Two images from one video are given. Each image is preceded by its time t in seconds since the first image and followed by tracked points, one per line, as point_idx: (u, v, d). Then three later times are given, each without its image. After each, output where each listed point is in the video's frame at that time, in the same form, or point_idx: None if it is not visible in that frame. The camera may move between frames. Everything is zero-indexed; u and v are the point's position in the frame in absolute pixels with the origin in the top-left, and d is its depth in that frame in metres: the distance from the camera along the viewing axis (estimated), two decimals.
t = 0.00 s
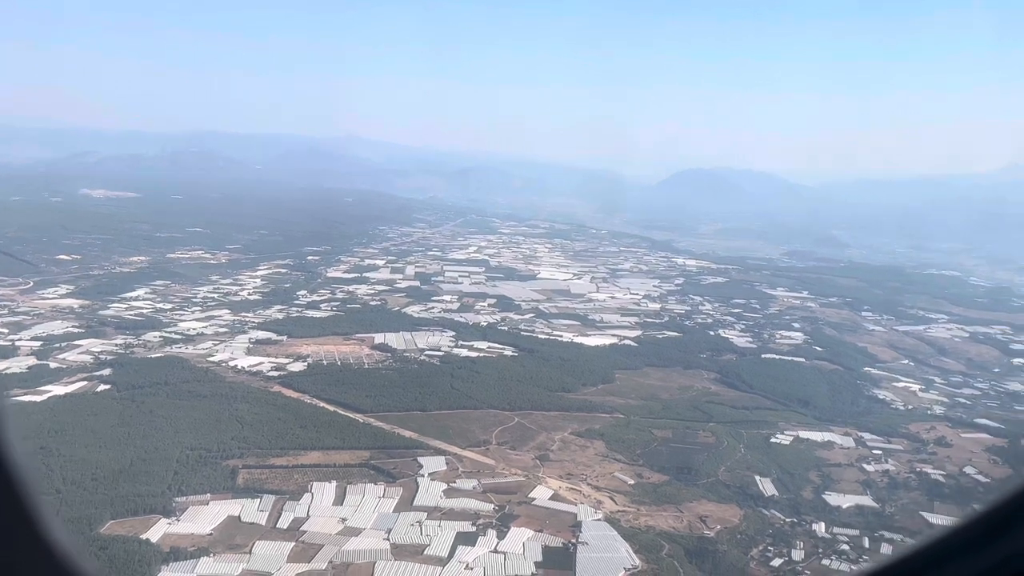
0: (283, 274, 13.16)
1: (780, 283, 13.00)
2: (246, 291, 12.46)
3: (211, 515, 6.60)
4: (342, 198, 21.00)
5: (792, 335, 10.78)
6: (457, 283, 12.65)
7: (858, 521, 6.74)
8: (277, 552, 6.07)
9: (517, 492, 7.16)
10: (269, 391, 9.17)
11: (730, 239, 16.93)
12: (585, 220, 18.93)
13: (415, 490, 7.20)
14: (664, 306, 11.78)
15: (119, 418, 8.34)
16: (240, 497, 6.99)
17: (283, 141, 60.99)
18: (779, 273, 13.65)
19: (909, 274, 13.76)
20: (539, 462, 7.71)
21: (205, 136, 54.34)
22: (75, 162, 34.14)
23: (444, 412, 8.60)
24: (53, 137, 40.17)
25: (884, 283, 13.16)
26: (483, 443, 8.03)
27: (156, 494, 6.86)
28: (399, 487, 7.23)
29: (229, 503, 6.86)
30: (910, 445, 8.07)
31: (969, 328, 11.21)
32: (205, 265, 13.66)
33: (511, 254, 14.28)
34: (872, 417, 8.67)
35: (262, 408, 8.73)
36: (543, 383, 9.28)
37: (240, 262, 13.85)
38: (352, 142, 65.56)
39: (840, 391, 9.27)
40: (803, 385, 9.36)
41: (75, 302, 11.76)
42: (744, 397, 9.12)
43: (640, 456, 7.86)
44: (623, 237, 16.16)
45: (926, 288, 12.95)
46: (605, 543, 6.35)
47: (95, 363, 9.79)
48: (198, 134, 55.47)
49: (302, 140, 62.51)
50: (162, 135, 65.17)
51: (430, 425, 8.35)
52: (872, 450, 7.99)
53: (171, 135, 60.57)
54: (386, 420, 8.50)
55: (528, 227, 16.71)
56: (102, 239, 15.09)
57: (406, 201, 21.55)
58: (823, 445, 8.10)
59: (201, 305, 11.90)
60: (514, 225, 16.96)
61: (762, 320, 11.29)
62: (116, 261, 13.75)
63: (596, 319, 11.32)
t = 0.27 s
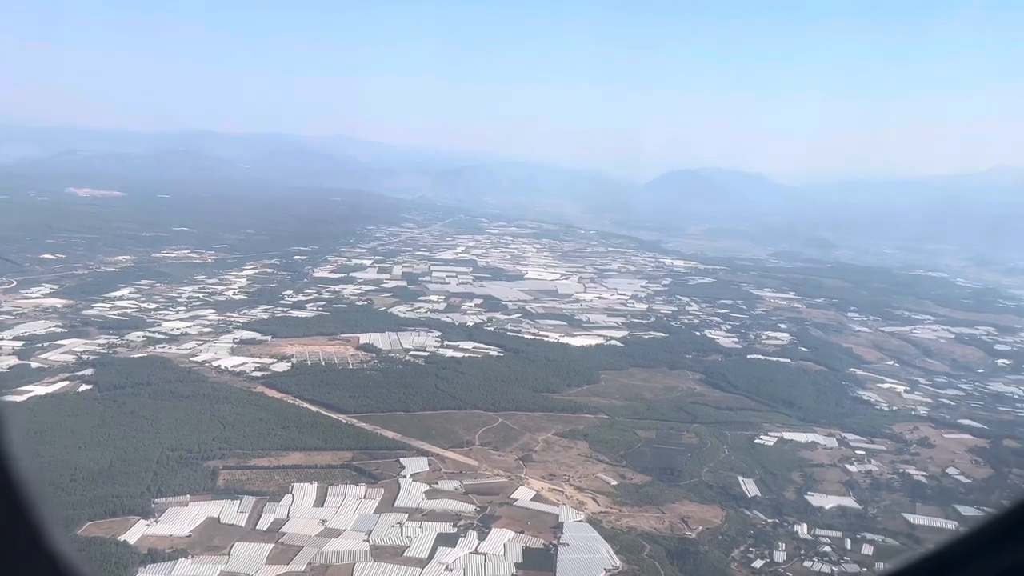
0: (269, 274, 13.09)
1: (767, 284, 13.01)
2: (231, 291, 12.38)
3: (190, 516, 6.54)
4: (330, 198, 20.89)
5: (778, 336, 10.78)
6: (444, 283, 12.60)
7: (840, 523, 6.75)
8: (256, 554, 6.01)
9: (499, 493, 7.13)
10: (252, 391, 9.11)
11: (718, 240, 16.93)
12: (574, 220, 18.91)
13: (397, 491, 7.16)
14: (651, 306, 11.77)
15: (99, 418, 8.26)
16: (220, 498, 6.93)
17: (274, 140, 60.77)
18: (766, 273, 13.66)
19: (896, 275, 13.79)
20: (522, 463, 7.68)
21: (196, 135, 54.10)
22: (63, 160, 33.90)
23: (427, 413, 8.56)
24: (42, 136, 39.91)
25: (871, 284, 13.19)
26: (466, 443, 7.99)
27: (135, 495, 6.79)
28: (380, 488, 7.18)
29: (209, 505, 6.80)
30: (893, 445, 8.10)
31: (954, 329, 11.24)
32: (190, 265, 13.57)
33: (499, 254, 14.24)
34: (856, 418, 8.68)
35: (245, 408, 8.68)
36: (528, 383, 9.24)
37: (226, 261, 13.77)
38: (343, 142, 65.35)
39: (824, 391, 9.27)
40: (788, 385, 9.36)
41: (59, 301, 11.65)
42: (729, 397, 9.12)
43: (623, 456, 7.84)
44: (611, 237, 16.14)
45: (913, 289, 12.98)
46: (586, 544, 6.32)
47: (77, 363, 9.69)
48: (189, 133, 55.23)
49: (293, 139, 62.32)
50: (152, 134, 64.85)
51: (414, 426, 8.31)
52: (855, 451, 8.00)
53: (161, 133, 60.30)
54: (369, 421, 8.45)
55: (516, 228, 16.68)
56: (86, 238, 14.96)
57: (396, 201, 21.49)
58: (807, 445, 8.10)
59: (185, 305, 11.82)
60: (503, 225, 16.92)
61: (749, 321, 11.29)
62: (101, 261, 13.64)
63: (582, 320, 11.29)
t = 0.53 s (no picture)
0: (256, 274, 13.02)
1: (755, 285, 13.03)
2: (217, 291, 12.32)
3: (169, 518, 6.48)
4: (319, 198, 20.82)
5: (764, 336, 10.79)
6: (431, 284, 12.56)
7: (822, 523, 6.76)
8: (235, 556, 5.96)
9: (481, 494, 7.10)
10: (235, 392, 9.06)
11: (707, 241, 16.95)
12: (563, 221, 18.89)
13: (379, 492, 7.12)
14: (638, 307, 11.77)
15: (80, 419, 8.19)
16: (201, 499, 6.87)
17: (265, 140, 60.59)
18: (754, 274, 13.68)
19: (883, 276, 13.83)
20: (505, 464, 7.65)
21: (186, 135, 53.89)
22: (51, 159, 33.69)
23: (412, 414, 8.52)
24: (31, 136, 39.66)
25: (858, 285, 13.22)
26: (449, 444, 7.96)
27: (114, 496, 6.72)
28: (362, 489, 7.14)
29: (189, 506, 6.74)
30: (876, 445, 8.12)
31: (940, 329, 11.28)
32: (176, 265, 13.49)
33: (487, 254, 14.22)
34: (841, 418, 8.68)
35: (227, 409, 8.62)
36: (513, 384, 9.22)
37: (212, 262, 13.70)
38: (335, 142, 65.16)
39: (809, 392, 9.28)
40: (772, 386, 9.37)
41: (42, 301, 11.55)
42: (714, 398, 9.11)
43: (607, 457, 7.82)
44: (600, 238, 16.14)
45: (899, 290, 13.02)
46: (567, 545, 6.29)
47: (60, 364, 9.61)
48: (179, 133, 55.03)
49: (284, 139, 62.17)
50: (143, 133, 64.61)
51: (398, 427, 8.27)
52: (838, 451, 8.01)
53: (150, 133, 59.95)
54: (353, 421, 8.41)
55: (505, 228, 16.66)
56: (72, 238, 14.85)
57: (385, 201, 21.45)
58: (790, 446, 8.10)
59: (170, 306, 11.75)
60: (492, 225, 16.90)
61: (735, 321, 11.30)
62: (87, 261, 13.54)
63: (569, 320, 11.27)
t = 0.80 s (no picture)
0: (242, 275, 12.95)
1: (742, 286, 13.04)
2: (202, 292, 12.25)
3: (148, 522, 6.40)
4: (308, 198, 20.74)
5: (750, 337, 10.79)
6: (419, 284, 12.50)
7: (804, 525, 6.75)
8: (213, 559, 5.90)
9: (463, 496, 7.06)
10: (218, 394, 9.00)
11: (696, 242, 16.96)
12: (552, 222, 18.87)
13: (360, 495, 7.07)
14: (625, 308, 11.74)
15: (60, 421, 8.10)
16: (180, 502, 6.80)
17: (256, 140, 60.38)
18: (741, 275, 13.68)
19: (870, 277, 13.86)
20: (488, 465, 7.61)
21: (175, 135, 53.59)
22: (39, 159, 33.44)
23: (395, 415, 8.47)
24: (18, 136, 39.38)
25: (845, 286, 13.24)
26: (432, 446, 7.92)
27: (93, 499, 6.64)
28: (343, 492, 7.09)
29: (168, 509, 6.67)
30: (860, 446, 8.13)
31: (925, 330, 11.30)
32: (162, 266, 13.41)
33: (475, 255, 14.18)
34: (825, 419, 8.68)
35: (210, 411, 8.56)
36: (498, 385, 9.17)
37: (198, 262, 13.62)
38: (327, 143, 64.97)
39: (794, 393, 9.27)
40: (758, 387, 9.36)
41: (25, 303, 11.44)
42: (699, 399, 9.10)
43: (591, 458, 7.79)
44: (588, 239, 16.13)
45: (886, 291, 13.04)
46: (548, 547, 6.26)
47: (41, 366, 9.51)
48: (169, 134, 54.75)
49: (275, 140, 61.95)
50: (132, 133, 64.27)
51: (381, 428, 8.23)
52: (822, 452, 8.01)
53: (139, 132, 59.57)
54: (336, 423, 8.36)
55: (494, 229, 16.62)
56: (57, 239, 14.72)
57: (374, 202, 21.37)
58: (774, 447, 8.10)
59: (155, 307, 11.66)
60: (481, 226, 16.86)
61: (722, 323, 11.30)
62: (71, 262, 13.43)
63: (556, 321, 11.24)
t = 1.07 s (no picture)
0: (227, 277, 12.88)
1: (729, 287, 13.04)
2: (187, 294, 12.17)
3: (127, 525, 6.32)
4: (295, 200, 20.64)
5: (736, 339, 10.79)
6: (405, 286, 12.45)
7: (787, 526, 6.75)
8: (192, 562, 5.82)
9: (445, 498, 7.02)
10: (200, 396, 8.94)
11: (684, 243, 16.97)
12: (541, 223, 18.84)
13: (341, 498, 7.03)
14: (612, 309, 11.73)
15: (39, 423, 8.00)
16: (160, 506, 6.73)
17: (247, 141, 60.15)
18: (729, 277, 13.69)
19: (857, 278, 13.89)
20: (471, 468, 7.57)
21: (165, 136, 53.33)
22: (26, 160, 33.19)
23: (378, 418, 8.42)
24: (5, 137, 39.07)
25: (831, 288, 13.26)
26: (415, 448, 7.87)
27: (71, 503, 6.55)
28: (324, 495, 7.04)
29: (147, 513, 6.59)
30: (844, 447, 8.13)
31: (911, 331, 11.32)
32: (147, 268, 13.32)
33: (463, 257, 14.14)
34: (809, 420, 8.68)
35: (191, 414, 8.50)
36: (482, 387, 9.12)
37: (184, 264, 13.54)
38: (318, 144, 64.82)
39: (779, 394, 9.27)
40: (742, 388, 9.35)
41: (7, 305, 11.33)
42: (684, 401, 9.09)
43: (574, 460, 7.76)
44: (576, 240, 16.12)
45: (872, 292, 13.07)
46: (530, 549, 6.22)
47: (22, 368, 9.41)
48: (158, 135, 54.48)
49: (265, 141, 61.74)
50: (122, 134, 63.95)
51: (364, 431, 8.18)
52: (806, 453, 8.00)
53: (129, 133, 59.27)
54: (319, 426, 8.31)
55: (482, 231, 16.58)
56: (42, 240, 14.60)
57: (363, 203, 21.31)
58: (758, 448, 8.09)
59: (139, 309, 11.57)
60: (469, 228, 16.82)
61: (708, 324, 11.29)
62: (55, 264, 13.31)
63: (543, 322, 11.20)
